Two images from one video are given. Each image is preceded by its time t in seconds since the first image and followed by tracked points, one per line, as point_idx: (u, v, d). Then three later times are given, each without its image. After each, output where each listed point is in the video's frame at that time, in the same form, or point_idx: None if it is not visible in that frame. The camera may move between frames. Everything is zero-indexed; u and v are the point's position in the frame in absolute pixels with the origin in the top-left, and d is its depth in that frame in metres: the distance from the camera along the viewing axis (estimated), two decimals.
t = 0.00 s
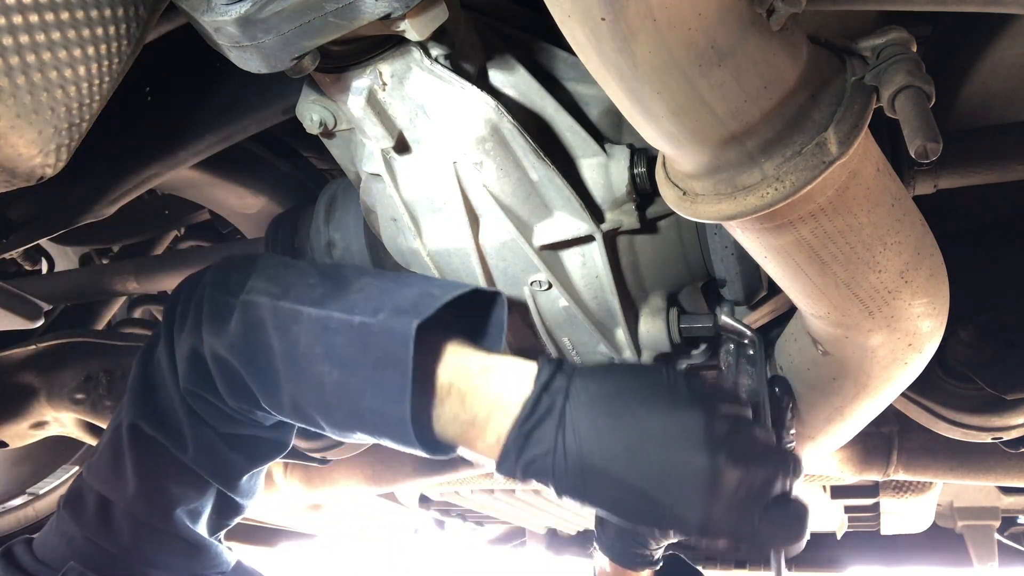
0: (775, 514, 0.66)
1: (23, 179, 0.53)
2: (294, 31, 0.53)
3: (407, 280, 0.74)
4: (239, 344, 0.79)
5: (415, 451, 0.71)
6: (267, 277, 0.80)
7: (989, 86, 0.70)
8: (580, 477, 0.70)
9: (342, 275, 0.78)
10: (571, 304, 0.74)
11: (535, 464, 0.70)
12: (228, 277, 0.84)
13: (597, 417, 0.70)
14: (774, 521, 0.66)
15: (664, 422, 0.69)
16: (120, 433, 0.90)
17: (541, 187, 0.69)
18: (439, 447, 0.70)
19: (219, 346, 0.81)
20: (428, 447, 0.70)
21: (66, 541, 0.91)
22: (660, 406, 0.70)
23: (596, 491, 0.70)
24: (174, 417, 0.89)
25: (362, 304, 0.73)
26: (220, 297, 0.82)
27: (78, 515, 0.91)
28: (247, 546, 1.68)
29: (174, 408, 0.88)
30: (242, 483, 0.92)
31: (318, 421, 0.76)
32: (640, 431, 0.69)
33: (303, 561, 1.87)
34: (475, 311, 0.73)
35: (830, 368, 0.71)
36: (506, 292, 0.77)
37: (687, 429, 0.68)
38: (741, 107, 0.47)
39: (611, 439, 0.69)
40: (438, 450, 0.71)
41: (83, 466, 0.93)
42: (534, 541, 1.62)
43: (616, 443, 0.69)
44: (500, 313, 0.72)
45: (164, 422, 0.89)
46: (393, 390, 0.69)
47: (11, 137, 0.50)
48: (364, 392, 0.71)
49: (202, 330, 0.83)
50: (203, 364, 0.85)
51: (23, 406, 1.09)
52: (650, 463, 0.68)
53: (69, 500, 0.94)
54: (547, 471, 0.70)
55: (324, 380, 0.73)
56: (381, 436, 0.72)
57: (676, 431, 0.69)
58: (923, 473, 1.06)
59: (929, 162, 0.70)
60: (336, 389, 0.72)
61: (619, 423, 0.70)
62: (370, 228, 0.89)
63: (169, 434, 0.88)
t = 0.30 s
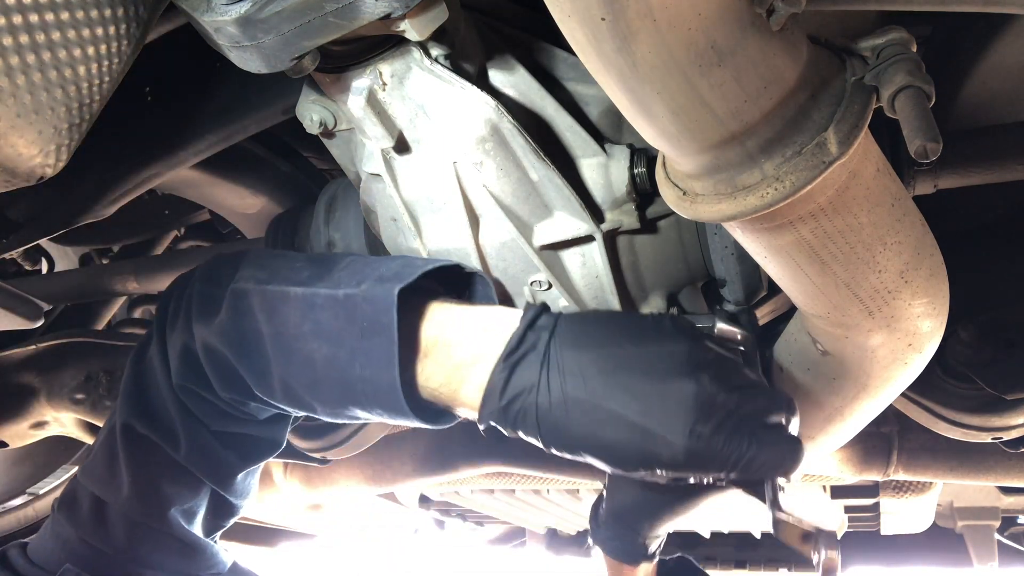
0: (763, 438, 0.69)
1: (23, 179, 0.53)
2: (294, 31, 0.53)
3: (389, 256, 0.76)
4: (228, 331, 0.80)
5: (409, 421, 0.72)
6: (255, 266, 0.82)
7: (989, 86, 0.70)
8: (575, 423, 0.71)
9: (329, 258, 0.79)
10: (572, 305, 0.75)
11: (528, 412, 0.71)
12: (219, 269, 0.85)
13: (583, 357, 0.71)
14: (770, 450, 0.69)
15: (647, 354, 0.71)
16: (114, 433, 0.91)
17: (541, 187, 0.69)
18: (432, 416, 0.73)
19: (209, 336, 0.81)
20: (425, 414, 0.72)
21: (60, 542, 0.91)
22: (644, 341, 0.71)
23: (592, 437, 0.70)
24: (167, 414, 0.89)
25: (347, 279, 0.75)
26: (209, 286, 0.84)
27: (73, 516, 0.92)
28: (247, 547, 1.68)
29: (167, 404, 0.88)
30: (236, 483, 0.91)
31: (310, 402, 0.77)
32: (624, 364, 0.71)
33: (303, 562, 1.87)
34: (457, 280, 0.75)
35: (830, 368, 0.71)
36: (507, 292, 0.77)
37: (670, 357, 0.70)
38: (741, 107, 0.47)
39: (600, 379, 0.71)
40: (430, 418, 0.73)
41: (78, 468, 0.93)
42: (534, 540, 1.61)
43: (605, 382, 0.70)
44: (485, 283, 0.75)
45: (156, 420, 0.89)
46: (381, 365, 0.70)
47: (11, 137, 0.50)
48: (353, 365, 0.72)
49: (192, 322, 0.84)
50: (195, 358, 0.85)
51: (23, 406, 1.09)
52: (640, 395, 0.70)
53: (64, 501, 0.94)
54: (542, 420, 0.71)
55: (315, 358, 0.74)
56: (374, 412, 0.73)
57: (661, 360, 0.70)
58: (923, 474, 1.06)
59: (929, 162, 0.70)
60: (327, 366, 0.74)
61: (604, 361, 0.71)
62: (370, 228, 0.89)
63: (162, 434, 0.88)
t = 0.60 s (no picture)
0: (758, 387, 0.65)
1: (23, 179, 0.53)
2: (294, 31, 0.53)
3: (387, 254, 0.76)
4: (226, 331, 0.79)
5: (409, 414, 0.72)
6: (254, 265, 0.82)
7: (989, 86, 0.70)
8: (573, 403, 0.66)
9: (327, 258, 0.79)
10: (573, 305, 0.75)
11: (523, 397, 0.67)
12: (217, 269, 0.85)
13: (570, 330, 0.67)
14: (766, 392, 0.65)
15: (634, 318, 0.66)
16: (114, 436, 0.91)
17: (541, 187, 0.69)
18: (429, 409, 0.73)
19: (209, 338, 0.81)
20: (422, 408, 0.72)
21: (58, 546, 0.92)
22: (629, 307, 0.67)
23: (593, 415, 0.66)
24: (166, 416, 0.88)
25: (343, 275, 0.74)
26: (208, 286, 0.83)
27: (71, 519, 0.92)
28: (247, 547, 1.68)
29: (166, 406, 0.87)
30: (234, 487, 0.91)
31: (309, 399, 0.77)
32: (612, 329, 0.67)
33: (303, 562, 1.87)
34: (450, 272, 0.75)
35: (830, 368, 0.71)
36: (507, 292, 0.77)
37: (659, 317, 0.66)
38: (741, 107, 0.47)
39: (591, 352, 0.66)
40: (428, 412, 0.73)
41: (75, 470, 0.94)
42: (534, 541, 1.62)
43: (597, 354, 0.66)
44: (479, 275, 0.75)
45: (156, 422, 0.89)
46: (378, 361, 0.70)
47: (11, 137, 0.50)
48: (350, 359, 0.72)
49: (190, 324, 0.84)
50: (193, 360, 0.84)
51: (23, 406, 1.09)
52: (633, 358, 0.65)
53: (62, 504, 0.95)
54: (537, 403, 0.67)
55: (312, 353, 0.74)
56: (374, 405, 0.73)
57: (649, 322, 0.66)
58: (923, 474, 1.06)
59: (929, 162, 0.70)
60: (324, 362, 0.73)
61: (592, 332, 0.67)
62: (370, 228, 0.89)
63: (161, 436, 0.88)
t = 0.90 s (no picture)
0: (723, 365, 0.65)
1: (23, 179, 0.53)
2: (294, 31, 0.53)
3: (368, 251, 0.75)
4: (211, 328, 0.79)
5: (386, 409, 0.71)
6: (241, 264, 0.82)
7: (989, 86, 0.70)
8: (544, 395, 0.66)
9: (313, 257, 0.79)
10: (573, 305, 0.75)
11: (494, 393, 0.67)
12: (206, 268, 0.85)
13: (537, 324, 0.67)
14: (733, 363, 0.66)
15: (599, 306, 0.66)
16: (106, 437, 0.90)
17: (541, 187, 0.69)
18: (407, 405, 0.71)
19: (193, 338, 0.81)
20: (400, 401, 0.70)
21: (52, 547, 0.91)
22: (594, 296, 0.67)
23: (566, 407, 0.66)
24: (156, 414, 0.88)
25: (325, 271, 0.75)
26: (196, 285, 0.83)
27: (66, 520, 0.92)
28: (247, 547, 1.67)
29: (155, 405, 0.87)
30: (228, 485, 0.91)
31: (289, 395, 0.76)
32: (579, 316, 0.67)
33: (303, 562, 1.86)
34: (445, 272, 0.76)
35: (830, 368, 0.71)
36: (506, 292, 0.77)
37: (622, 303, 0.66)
38: (741, 107, 0.47)
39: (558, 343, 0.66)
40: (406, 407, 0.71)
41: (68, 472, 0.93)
42: (534, 541, 1.62)
43: (565, 345, 0.66)
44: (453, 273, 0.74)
45: (147, 422, 0.89)
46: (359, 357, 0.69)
47: (11, 137, 0.49)
48: (328, 354, 0.71)
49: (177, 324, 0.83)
50: (181, 359, 0.84)
51: (23, 406, 1.09)
52: (599, 345, 0.65)
53: (56, 506, 0.95)
54: (508, 399, 0.67)
55: (291, 351, 0.73)
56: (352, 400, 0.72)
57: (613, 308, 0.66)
58: (923, 474, 1.06)
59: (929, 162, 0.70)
60: (303, 358, 0.73)
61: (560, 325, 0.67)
62: (370, 228, 0.89)
63: (152, 435, 0.88)
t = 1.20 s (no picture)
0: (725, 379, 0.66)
1: (23, 179, 0.53)
2: (294, 30, 0.53)
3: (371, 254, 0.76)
4: (222, 327, 0.79)
5: (392, 411, 0.72)
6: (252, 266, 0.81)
7: (988, 86, 0.70)
8: (546, 407, 0.67)
9: (321, 259, 0.79)
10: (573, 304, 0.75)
11: (497, 404, 0.68)
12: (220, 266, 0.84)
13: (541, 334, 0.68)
14: (735, 380, 0.66)
15: (603, 320, 0.67)
16: (117, 435, 0.90)
17: (541, 187, 0.69)
18: (412, 408, 0.72)
19: (205, 338, 0.81)
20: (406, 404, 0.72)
21: (62, 544, 0.92)
22: (598, 308, 0.68)
23: (567, 418, 0.66)
24: (168, 413, 0.88)
25: (333, 274, 0.75)
26: (208, 284, 0.84)
27: (75, 517, 0.92)
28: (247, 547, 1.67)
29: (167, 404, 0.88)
30: (237, 483, 0.91)
31: (296, 395, 0.77)
32: (583, 329, 0.67)
33: (303, 562, 1.86)
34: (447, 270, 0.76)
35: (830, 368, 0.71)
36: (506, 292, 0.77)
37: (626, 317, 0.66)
38: (741, 107, 0.47)
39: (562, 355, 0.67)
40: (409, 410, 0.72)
41: (78, 469, 0.93)
42: (534, 541, 1.61)
43: (567, 358, 0.67)
44: (457, 279, 0.75)
45: (158, 419, 0.88)
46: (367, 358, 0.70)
47: (11, 137, 0.49)
48: (336, 356, 0.72)
49: (188, 323, 0.84)
50: (192, 358, 0.84)
51: (23, 406, 1.09)
52: (603, 359, 0.66)
53: (64, 503, 0.94)
54: (511, 409, 0.68)
55: (300, 350, 0.74)
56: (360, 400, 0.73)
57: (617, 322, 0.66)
58: (923, 474, 1.06)
59: (930, 162, 0.70)
60: (312, 358, 0.73)
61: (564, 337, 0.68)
62: (370, 228, 0.89)
63: (164, 433, 0.88)
